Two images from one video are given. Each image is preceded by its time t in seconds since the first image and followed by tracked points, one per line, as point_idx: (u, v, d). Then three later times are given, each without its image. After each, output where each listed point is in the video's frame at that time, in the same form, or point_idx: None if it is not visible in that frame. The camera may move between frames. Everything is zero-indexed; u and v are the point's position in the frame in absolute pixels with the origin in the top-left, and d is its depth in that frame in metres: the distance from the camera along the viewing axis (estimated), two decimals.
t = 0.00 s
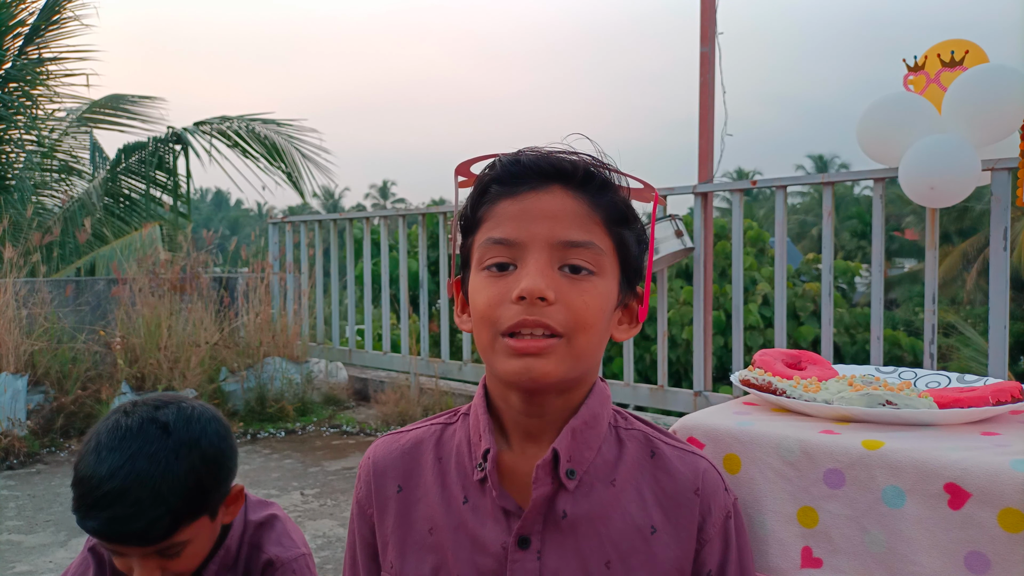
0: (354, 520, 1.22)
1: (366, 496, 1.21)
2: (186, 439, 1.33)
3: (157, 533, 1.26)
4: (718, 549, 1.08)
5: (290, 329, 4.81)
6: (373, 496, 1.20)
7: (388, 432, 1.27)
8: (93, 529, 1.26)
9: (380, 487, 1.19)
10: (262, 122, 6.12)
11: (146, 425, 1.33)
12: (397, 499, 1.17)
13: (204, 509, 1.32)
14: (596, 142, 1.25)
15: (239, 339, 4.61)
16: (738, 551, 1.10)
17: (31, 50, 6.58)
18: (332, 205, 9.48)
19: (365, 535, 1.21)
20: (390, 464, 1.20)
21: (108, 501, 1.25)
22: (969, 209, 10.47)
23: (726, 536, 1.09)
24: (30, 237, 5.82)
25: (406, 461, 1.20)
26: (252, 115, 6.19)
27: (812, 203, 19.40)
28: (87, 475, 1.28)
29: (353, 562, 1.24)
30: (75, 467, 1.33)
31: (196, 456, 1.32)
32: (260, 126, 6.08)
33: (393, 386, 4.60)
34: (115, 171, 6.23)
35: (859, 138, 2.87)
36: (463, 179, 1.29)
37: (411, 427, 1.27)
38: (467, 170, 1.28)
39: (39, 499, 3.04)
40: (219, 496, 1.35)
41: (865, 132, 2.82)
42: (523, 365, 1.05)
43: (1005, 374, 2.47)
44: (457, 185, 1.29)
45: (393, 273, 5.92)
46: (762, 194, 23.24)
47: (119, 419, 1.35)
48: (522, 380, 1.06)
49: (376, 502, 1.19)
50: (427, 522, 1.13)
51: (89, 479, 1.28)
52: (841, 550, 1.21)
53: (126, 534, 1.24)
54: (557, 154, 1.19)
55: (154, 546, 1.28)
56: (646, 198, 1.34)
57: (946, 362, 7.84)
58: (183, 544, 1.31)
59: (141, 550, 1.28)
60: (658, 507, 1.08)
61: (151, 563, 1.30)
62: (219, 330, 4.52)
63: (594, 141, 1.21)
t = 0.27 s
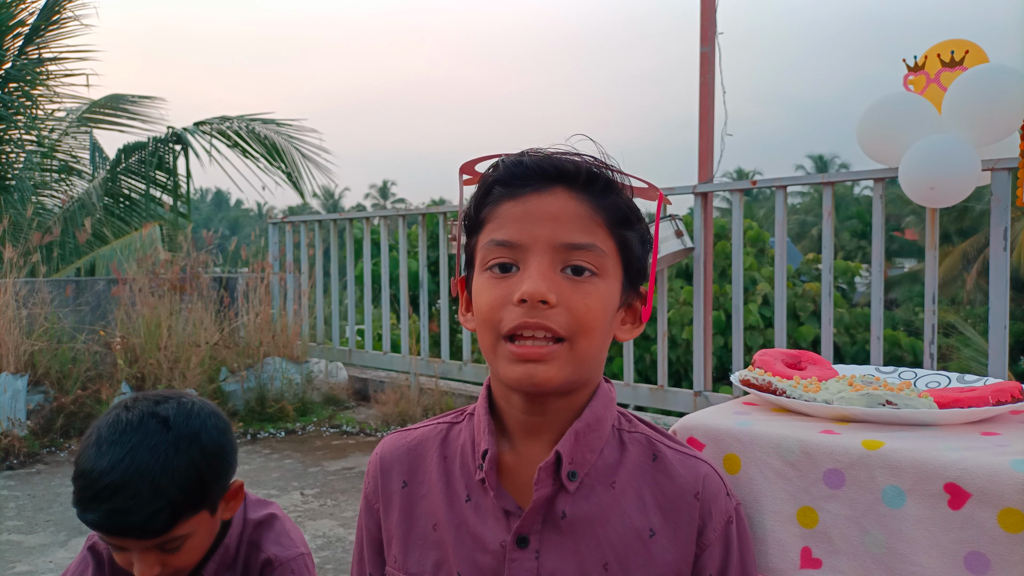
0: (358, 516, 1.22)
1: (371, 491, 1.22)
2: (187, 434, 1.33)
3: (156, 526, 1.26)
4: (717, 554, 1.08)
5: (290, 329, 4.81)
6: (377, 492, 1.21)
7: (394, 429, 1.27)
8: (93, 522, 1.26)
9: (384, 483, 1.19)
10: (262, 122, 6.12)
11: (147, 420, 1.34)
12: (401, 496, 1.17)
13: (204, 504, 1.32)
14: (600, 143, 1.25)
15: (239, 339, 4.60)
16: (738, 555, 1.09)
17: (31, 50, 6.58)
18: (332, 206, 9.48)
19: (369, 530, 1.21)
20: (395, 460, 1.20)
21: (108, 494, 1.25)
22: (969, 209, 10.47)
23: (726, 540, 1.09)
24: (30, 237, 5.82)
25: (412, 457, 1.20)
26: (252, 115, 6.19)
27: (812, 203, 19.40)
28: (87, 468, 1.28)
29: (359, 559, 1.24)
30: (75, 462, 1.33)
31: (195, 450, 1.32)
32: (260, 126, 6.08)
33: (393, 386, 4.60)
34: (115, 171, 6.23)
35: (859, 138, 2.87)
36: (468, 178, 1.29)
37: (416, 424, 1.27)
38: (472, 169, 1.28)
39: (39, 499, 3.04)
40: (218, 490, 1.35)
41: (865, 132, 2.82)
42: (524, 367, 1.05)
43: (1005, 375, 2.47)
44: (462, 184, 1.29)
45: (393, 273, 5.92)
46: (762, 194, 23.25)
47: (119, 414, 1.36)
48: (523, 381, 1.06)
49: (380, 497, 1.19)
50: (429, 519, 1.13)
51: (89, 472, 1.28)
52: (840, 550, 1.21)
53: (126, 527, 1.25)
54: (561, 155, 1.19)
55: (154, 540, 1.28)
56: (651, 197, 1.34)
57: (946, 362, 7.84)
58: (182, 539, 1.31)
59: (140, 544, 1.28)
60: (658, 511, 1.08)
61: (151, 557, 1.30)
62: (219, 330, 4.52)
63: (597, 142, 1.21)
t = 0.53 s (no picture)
0: (361, 516, 1.22)
1: (373, 491, 1.21)
2: (180, 436, 1.33)
3: (150, 530, 1.26)
4: (717, 554, 1.08)
5: (290, 329, 4.81)
6: (379, 491, 1.21)
7: (397, 429, 1.27)
8: (88, 526, 1.26)
9: (387, 483, 1.19)
10: (262, 122, 6.12)
11: (140, 423, 1.33)
12: (403, 495, 1.17)
13: (199, 506, 1.32)
14: (601, 143, 1.25)
15: (239, 339, 4.60)
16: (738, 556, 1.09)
17: (31, 50, 6.58)
18: (332, 206, 9.48)
19: (370, 530, 1.21)
20: (397, 460, 1.21)
21: (101, 498, 1.25)
22: (969, 209, 10.47)
23: (726, 541, 1.09)
24: (30, 237, 5.82)
25: (414, 457, 1.20)
26: (252, 115, 6.19)
27: (812, 203, 19.39)
28: (80, 472, 1.28)
29: (361, 558, 1.24)
30: (70, 465, 1.33)
31: (189, 453, 1.32)
32: (260, 127, 6.08)
33: (393, 385, 4.60)
34: (115, 171, 6.23)
35: (859, 138, 2.87)
36: (470, 178, 1.29)
37: (418, 424, 1.27)
38: (474, 169, 1.28)
39: (39, 499, 3.04)
40: (214, 492, 1.34)
41: (865, 132, 2.82)
42: (526, 367, 1.05)
43: (1005, 375, 2.47)
44: (463, 185, 1.29)
45: (393, 273, 5.92)
46: (762, 194, 23.26)
47: (113, 417, 1.35)
48: (525, 382, 1.06)
49: (382, 497, 1.19)
50: (431, 519, 1.13)
51: (82, 477, 1.28)
52: (840, 550, 1.21)
53: (120, 530, 1.25)
54: (563, 156, 1.19)
55: (149, 543, 1.28)
56: (653, 197, 1.34)
57: (946, 362, 7.84)
58: (178, 542, 1.32)
59: (136, 547, 1.28)
60: (659, 511, 1.08)
61: (148, 560, 1.31)
62: (219, 330, 4.52)
63: (599, 142, 1.21)
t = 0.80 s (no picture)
0: (361, 518, 1.22)
1: (373, 494, 1.21)
2: (177, 425, 1.32)
3: (145, 517, 1.26)
4: (718, 556, 1.08)
5: (290, 329, 4.82)
6: (379, 494, 1.20)
7: (395, 431, 1.27)
8: (84, 512, 1.26)
9: (387, 485, 1.19)
10: (262, 122, 6.12)
11: (139, 411, 1.33)
12: (403, 498, 1.17)
13: (195, 497, 1.31)
14: (600, 144, 1.25)
15: (239, 339, 4.61)
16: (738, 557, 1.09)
17: (31, 50, 6.58)
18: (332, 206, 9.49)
19: (371, 532, 1.21)
20: (397, 462, 1.20)
21: (99, 484, 1.26)
22: (968, 209, 10.47)
23: (727, 543, 1.09)
24: (30, 237, 5.82)
25: (414, 459, 1.20)
26: (252, 115, 6.19)
27: (812, 203, 19.40)
28: (79, 458, 1.29)
29: (362, 561, 1.24)
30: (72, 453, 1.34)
31: (185, 442, 1.31)
32: (260, 126, 6.08)
33: (393, 386, 4.60)
34: (115, 171, 6.23)
35: (859, 138, 2.87)
36: (467, 179, 1.29)
37: (418, 426, 1.27)
38: (471, 169, 1.28)
39: (39, 499, 3.04)
40: (210, 482, 1.33)
41: (865, 132, 2.82)
42: (526, 370, 1.05)
43: (1005, 375, 2.47)
44: (461, 185, 1.29)
45: (393, 273, 5.93)
46: (762, 194, 23.26)
47: (114, 406, 1.36)
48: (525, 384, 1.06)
49: (383, 500, 1.19)
50: (432, 522, 1.13)
51: (81, 463, 1.29)
52: (840, 550, 1.21)
53: (115, 517, 1.24)
54: (561, 157, 1.19)
55: (145, 531, 1.27)
56: (652, 197, 1.34)
57: (946, 362, 7.84)
58: (174, 531, 1.30)
59: (132, 535, 1.27)
60: (660, 513, 1.08)
61: (143, 551, 1.29)
62: (219, 330, 4.52)
63: (598, 143, 1.21)
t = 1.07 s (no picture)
0: (360, 522, 1.22)
1: (372, 498, 1.21)
2: (170, 386, 1.42)
3: (127, 466, 1.32)
4: (717, 558, 1.08)
5: (290, 329, 4.82)
6: (378, 498, 1.20)
7: (393, 435, 1.27)
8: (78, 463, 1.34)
9: (386, 490, 1.19)
10: (262, 122, 6.12)
11: (141, 376, 1.45)
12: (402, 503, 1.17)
13: (178, 452, 1.36)
14: (597, 143, 1.25)
15: (239, 339, 4.60)
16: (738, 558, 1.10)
17: (31, 50, 6.58)
18: (333, 206, 9.49)
19: (370, 536, 1.21)
20: (395, 467, 1.20)
21: (91, 430, 1.35)
22: (969, 209, 10.47)
23: (726, 544, 1.09)
24: (30, 237, 5.82)
25: (412, 463, 1.20)
26: (253, 115, 6.19)
27: (812, 203, 19.39)
28: (82, 416, 1.40)
29: (361, 564, 1.24)
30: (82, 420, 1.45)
31: (175, 401, 1.40)
32: (260, 126, 6.08)
33: (393, 386, 4.60)
34: (115, 171, 6.23)
35: (859, 138, 2.87)
36: (463, 179, 1.29)
37: (416, 429, 1.27)
38: (468, 169, 1.28)
39: (39, 499, 3.04)
40: (195, 445, 1.38)
41: (865, 132, 2.82)
42: (526, 371, 1.05)
43: (1005, 375, 2.47)
44: (457, 185, 1.29)
45: (393, 273, 5.93)
46: (762, 194, 23.25)
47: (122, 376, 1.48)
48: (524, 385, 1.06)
49: (382, 504, 1.19)
50: (432, 526, 1.13)
51: (82, 419, 1.39)
52: (840, 550, 1.21)
53: (100, 458, 1.31)
54: (558, 157, 1.19)
55: (127, 485, 1.33)
56: (649, 196, 1.34)
57: (946, 362, 7.84)
58: (156, 491, 1.35)
59: (115, 489, 1.33)
60: (659, 515, 1.08)
61: (128, 510, 1.34)
62: (219, 330, 4.52)
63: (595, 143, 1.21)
